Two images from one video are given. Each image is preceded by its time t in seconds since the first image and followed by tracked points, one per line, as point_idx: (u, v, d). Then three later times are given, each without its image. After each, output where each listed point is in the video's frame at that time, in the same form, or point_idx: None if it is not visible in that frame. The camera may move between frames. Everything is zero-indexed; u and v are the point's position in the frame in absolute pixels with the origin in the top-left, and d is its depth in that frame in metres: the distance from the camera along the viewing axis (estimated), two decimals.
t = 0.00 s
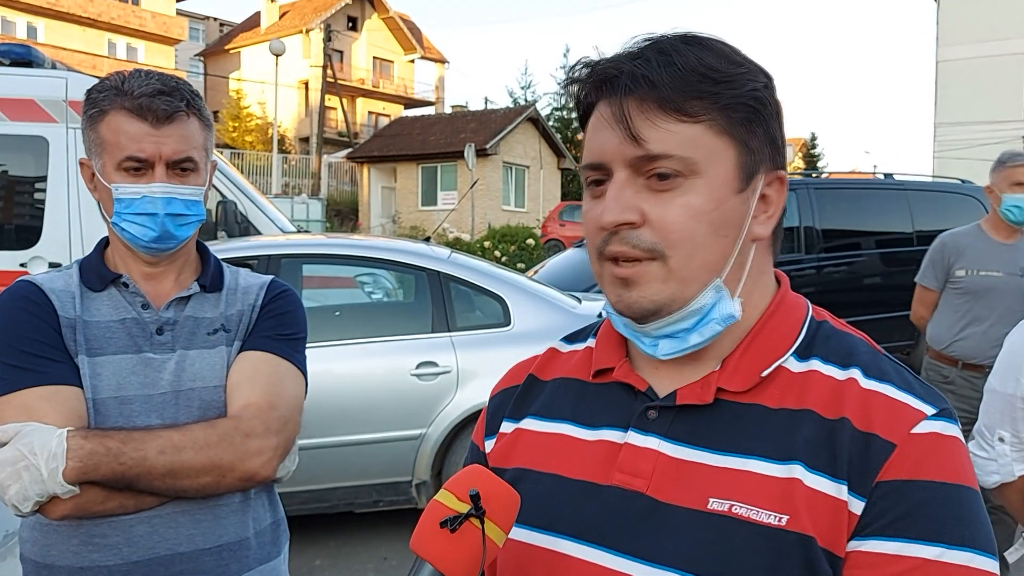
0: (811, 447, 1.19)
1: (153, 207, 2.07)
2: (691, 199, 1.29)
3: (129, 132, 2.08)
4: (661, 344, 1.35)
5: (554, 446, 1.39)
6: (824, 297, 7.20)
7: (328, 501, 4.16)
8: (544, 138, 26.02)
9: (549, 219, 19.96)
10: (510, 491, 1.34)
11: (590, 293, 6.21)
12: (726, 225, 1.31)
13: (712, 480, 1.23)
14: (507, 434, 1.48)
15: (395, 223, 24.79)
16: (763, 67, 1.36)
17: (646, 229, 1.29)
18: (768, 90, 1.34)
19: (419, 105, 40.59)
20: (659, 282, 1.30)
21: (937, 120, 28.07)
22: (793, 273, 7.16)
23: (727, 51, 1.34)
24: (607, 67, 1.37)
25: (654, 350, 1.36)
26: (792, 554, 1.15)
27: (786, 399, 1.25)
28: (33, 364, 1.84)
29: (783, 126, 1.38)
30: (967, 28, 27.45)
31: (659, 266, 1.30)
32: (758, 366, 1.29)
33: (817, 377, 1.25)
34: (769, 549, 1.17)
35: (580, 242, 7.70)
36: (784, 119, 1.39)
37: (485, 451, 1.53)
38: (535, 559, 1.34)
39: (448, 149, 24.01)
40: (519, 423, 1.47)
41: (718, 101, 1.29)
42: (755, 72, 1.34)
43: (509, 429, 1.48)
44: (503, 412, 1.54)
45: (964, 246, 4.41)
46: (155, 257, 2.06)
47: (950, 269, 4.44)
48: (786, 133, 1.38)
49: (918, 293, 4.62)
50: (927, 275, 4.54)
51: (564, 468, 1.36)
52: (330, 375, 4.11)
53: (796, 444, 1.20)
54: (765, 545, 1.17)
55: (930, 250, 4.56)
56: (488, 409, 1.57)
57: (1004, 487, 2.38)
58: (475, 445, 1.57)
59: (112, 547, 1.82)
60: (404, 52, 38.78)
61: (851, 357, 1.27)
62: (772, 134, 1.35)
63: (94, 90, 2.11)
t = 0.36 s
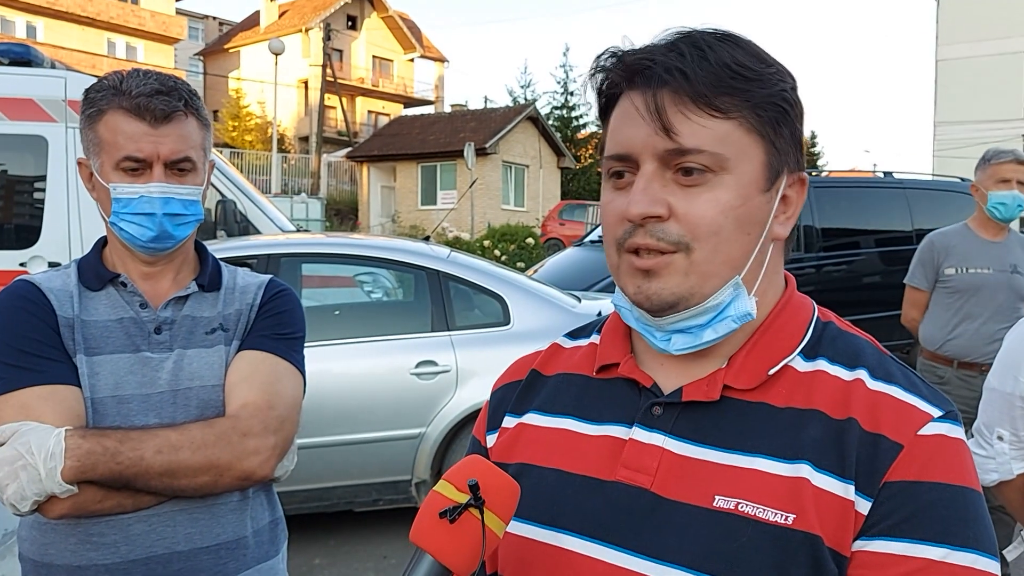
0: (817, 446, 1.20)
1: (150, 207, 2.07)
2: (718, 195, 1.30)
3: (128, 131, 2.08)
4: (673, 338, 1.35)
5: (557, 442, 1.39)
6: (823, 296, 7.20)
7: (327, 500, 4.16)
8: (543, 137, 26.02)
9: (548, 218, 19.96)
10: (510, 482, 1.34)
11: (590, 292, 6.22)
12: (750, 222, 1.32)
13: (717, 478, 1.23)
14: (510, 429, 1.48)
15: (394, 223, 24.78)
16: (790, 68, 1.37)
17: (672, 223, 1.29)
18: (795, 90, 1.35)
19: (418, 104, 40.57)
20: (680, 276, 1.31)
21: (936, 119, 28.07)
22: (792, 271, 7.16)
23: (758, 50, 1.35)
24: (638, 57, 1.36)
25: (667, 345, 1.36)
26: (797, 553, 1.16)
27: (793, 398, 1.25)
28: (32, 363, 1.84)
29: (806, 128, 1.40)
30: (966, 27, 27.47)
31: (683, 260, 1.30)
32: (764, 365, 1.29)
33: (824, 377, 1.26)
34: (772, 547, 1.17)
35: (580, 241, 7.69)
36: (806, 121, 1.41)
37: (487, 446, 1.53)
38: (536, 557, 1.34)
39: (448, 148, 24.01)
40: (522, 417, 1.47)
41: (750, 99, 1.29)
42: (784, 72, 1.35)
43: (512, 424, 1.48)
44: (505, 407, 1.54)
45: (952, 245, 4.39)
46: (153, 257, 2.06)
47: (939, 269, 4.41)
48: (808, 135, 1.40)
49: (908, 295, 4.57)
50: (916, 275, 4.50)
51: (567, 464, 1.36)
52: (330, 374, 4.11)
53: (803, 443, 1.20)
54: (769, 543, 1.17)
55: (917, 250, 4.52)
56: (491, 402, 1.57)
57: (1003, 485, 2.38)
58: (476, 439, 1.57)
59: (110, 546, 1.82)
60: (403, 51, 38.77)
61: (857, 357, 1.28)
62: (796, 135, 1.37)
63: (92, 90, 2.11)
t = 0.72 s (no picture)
0: (816, 447, 1.20)
1: (151, 208, 2.08)
2: (721, 193, 1.30)
3: (127, 133, 2.08)
4: (674, 336, 1.36)
5: (557, 443, 1.40)
6: (822, 295, 7.21)
7: (326, 500, 4.16)
8: (542, 136, 26.04)
9: (547, 217, 19.96)
10: (512, 483, 1.36)
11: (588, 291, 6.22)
12: (751, 220, 1.33)
13: (717, 479, 1.23)
14: (511, 431, 1.48)
15: (393, 222, 24.76)
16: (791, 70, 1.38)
17: (674, 219, 1.29)
18: (796, 92, 1.36)
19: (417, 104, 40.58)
20: (682, 272, 1.31)
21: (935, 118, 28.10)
22: (792, 271, 7.16)
23: (760, 51, 1.36)
24: (642, 56, 1.36)
25: (668, 343, 1.36)
26: (796, 553, 1.16)
27: (792, 399, 1.26)
28: (32, 364, 1.85)
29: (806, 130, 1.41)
30: (965, 26, 27.50)
31: (684, 256, 1.30)
32: (763, 366, 1.30)
33: (822, 379, 1.26)
34: (772, 547, 1.17)
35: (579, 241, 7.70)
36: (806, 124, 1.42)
37: (488, 448, 1.53)
38: (536, 557, 1.34)
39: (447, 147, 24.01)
40: (522, 419, 1.48)
41: (753, 99, 1.30)
42: (785, 74, 1.36)
43: (513, 426, 1.49)
44: (505, 409, 1.54)
45: (948, 243, 4.39)
46: (151, 258, 2.07)
47: (935, 267, 4.41)
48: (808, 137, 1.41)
49: (903, 294, 4.57)
50: (911, 274, 4.51)
51: (567, 465, 1.37)
52: (329, 375, 4.12)
53: (803, 443, 1.21)
54: (768, 544, 1.17)
55: (912, 249, 4.52)
56: (491, 405, 1.57)
57: (1002, 485, 2.39)
58: (477, 441, 1.57)
59: (110, 547, 1.83)
60: (402, 51, 38.78)
61: (856, 359, 1.28)
62: (797, 137, 1.38)
63: (92, 92, 2.11)
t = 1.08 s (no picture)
0: (816, 445, 1.20)
1: (151, 207, 2.07)
2: (722, 191, 1.30)
3: (128, 131, 2.08)
4: (676, 335, 1.36)
5: (558, 442, 1.40)
6: (822, 294, 7.22)
7: (327, 499, 4.17)
8: (542, 135, 26.04)
9: (547, 216, 19.96)
10: (514, 491, 1.35)
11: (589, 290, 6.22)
12: (752, 218, 1.33)
13: (716, 477, 1.24)
14: (511, 430, 1.49)
15: (393, 222, 24.75)
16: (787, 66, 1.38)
17: (675, 219, 1.30)
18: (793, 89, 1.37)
19: (417, 103, 40.58)
20: (684, 271, 1.32)
21: (936, 116, 28.09)
22: (792, 270, 7.17)
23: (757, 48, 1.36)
24: (639, 55, 1.36)
25: (669, 342, 1.37)
26: (796, 551, 1.16)
27: (791, 397, 1.26)
28: (33, 362, 1.85)
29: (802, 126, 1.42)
30: (965, 25, 27.50)
31: (686, 255, 1.31)
32: (762, 364, 1.30)
33: (821, 377, 1.26)
34: (772, 545, 1.17)
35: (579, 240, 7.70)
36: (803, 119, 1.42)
37: (489, 447, 1.54)
38: (537, 556, 1.35)
39: (447, 147, 24.00)
40: (523, 419, 1.48)
41: (751, 96, 1.30)
42: (782, 70, 1.36)
43: (513, 425, 1.49)
44: (505, 408, 1.55)
45: (945, 244, 4.39)
46: (153, 256, 2.07)
47: (933, 268, 4.41)
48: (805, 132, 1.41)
49: (902, 295, 4.57)
50: (910, 276, 4.51)
51: (567, 463, 1.37)
52: (330, 374, 4.12)
53: (802, 442, 1.21)
54: (768, 541, 1.18)
55: (909, 250, 4.52)
56: (492, 404, 1.58)
57: (1003, 482, 2.39)
58: (478, 441, 1.57)
59: (111, 545, 1.83)
60: (402, 50, 38.78)
61: (854, 356, 1.28)
62: (794, 133, 1.38)
63: (93, 91, 2.12)
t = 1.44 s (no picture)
0: (817, 447, 1.21)
1: (151, 207, 2.08)
2: (735, 191, 1.31)
3: (129, 131, 2.09)
4: (683, 336, 1.36)
5: (558, 443, 1.40)
6: (822, 294, 7.22)
7: (327, 499, 4.17)
8: (542, 135, 26.05)
9: (546, 216, 19.95)
10: (516, 484, 1.36)
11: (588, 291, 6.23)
12: (763, 218, 1.34)
13: (717, 478, 1.24)
14: (510, 431, 1.49)
15: (393, 221, 24.75)
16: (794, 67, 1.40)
17: (689, 219, 1.30)
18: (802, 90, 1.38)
19: (417, 103, 40.58)
20: (696, 271, 1.32)
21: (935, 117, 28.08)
22: (791, 270, 7.17)
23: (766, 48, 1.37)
24: (649, 53, 1.36)
25: (677, 343, 1.37)
26: (796, 552, 1.17)
27: (793, 398, 1.27)
28: (33, 361, 1.85)
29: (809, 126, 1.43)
30: (964, 25, 27.50)
31: (699, 255, 1.31)
32: (764, 365, 1.30)
33: (822, 378, 1.27)
34: (772, 546, 1.18)
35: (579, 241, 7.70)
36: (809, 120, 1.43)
37: (488, 448, 1.54)
38: (538, 556, 1.35)
39: (447, 147, 24.00)
40: (522, 420, 1.49)
41: (764, 96, 1.31)
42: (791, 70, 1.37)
43: (512, 426, 1.49)
44: (504, 409, 1.55)
45: (942, 245, 4.39)
46: (153, 256, 2.08)
47: (931, 270, 4.41)
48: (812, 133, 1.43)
49: (900, 297, 4.55)
50: (908, 278, 4.49)
51: (568, 465, 1.37)
52: (330, 373, 4.12)
53: (803, 443, 1.22)
54: (769, 542, 1.18)
55: (906, 252, 4.52)
56: (491, 405, 1.58)
57: (1002, 482, 2.39)
58: (477, 442, 1.58)
59: (111, 544, 1.83)
60: (402, 50, 38.80)
61: (855, 357, 1.29)
62: (803, 133, 1.39)
63: (94, 91, 2.12)
